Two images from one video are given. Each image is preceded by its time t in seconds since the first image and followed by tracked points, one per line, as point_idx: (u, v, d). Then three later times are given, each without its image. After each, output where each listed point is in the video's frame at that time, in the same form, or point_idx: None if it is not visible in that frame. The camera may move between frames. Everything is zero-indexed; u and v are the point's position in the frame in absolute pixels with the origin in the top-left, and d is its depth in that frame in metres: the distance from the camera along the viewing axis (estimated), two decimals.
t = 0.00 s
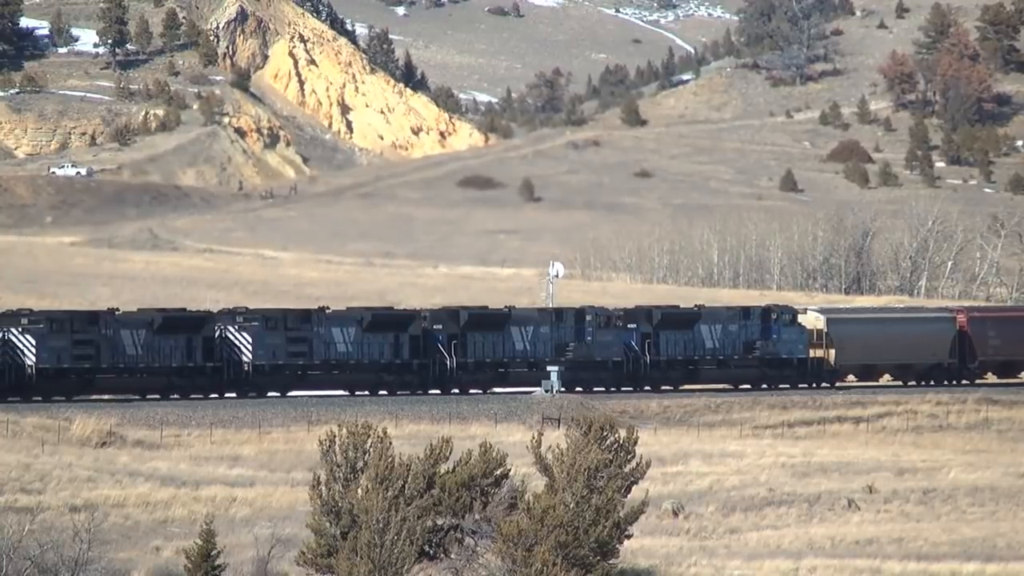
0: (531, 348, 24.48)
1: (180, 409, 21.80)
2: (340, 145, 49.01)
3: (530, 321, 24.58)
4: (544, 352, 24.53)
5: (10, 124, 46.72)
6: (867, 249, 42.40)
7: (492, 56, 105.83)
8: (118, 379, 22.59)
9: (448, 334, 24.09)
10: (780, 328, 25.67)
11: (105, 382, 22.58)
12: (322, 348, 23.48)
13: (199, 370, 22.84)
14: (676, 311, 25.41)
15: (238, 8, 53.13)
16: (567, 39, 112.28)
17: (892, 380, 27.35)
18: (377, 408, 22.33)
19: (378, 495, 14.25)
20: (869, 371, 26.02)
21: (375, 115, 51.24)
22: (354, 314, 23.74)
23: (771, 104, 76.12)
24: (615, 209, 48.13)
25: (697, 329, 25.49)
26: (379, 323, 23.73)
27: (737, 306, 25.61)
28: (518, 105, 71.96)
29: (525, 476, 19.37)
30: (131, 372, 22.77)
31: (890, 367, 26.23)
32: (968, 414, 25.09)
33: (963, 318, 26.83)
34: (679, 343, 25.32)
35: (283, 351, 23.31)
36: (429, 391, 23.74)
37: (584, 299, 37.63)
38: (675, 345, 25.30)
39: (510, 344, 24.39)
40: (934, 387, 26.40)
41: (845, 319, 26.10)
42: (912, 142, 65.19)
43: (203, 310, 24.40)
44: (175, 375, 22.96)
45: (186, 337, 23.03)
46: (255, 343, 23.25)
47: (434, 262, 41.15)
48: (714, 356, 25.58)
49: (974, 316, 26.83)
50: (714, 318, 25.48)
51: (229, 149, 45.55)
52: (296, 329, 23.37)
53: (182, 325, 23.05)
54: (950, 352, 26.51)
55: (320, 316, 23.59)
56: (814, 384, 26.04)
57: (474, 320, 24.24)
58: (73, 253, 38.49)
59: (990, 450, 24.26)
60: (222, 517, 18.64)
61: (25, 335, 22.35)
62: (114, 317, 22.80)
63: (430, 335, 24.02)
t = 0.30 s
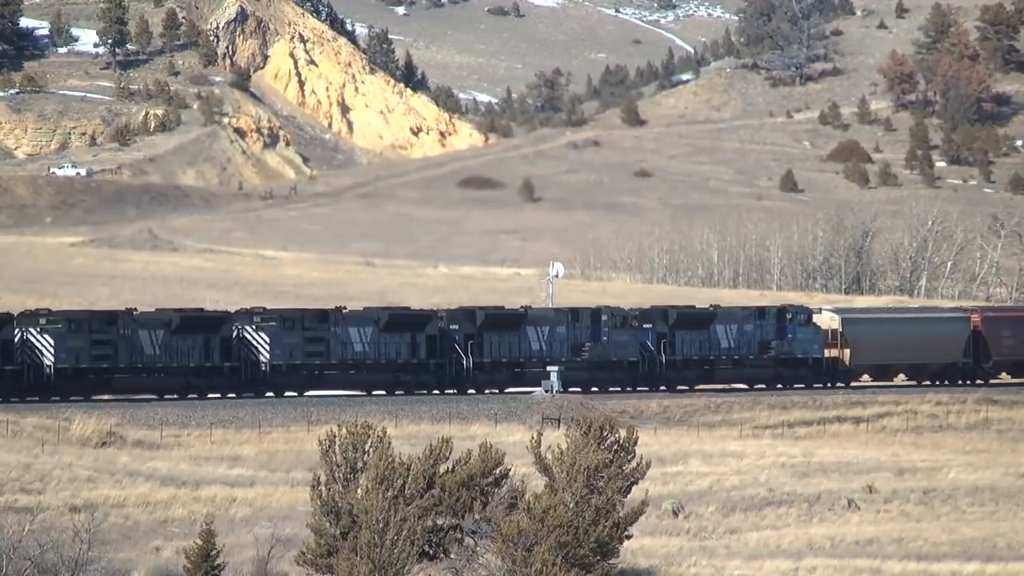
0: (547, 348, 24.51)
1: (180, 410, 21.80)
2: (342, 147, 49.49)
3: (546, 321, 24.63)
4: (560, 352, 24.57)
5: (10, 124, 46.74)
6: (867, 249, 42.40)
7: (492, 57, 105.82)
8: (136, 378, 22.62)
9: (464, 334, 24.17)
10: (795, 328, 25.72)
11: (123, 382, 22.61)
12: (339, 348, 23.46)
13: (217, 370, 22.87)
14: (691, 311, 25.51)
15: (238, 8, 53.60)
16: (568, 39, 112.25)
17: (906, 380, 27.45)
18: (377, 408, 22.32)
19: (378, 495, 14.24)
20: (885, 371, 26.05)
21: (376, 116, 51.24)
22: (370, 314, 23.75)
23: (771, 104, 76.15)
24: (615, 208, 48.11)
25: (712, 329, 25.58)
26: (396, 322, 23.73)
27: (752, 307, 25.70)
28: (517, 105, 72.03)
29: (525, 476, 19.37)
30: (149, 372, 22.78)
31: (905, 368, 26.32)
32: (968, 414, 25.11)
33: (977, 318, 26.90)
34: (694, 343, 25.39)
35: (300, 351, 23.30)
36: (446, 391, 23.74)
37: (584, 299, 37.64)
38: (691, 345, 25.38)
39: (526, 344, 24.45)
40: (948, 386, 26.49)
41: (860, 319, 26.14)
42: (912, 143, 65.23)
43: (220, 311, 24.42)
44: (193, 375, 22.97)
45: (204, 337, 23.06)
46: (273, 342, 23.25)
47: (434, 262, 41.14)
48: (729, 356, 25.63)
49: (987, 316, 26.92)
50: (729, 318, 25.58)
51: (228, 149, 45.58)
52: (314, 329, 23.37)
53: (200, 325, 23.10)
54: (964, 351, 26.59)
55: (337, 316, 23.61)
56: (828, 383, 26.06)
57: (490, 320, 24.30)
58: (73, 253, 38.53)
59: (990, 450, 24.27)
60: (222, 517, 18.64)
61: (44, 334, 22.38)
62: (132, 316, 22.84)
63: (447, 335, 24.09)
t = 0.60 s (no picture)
0: (563, 348, 24.65)
1: (181, 410, 21.79)
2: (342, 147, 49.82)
3: (561, 321, 24.78)
4: (576, 351, 24.71)
5: (10, 124, 46.75)
6: (867, 248, 42.39)
7: (491, 57, 105.82)
8: (153, 378, 22.71)
9: (480, 334, 24.28)
10: (810, 328, 25.88)
11: (140, 381, 22.72)
12: (356, 348, 23.62)
13: (234, 369, 22.92)
14: (707, 311, 25.66)
15: (239, 8, 53.49)
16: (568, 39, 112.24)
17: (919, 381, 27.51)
18: (377, 408, 22.33)
19: (378, 496, 14.24)
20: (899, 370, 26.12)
21: (375, 115, 52.41)
22: (387, 314, 23.88)
23: (771, 104, 76.13)
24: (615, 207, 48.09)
25: (727, 329, 25.73)
26: (412, 322, 23.87)
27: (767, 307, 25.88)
28: (517, 106, 72.05)
29: (524, 476, 19.35)
30: (166, 372, 22.88)
31: (920, 368, 26.33)
32: (968, 415, 25.11)
33: (992, 318, 26.93)
34: (710, 343, 25.55)
35: (318, 351, 23.43)
36: (462, 390, 23.88)
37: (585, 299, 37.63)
38: (706, 345, 25.53)
39: (542, 343, 24.59)
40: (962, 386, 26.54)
41: (875, 318, 26.20)
42: (912, 143, 65.22)
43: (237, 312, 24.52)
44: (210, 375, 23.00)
45: (222, 337, 23.13)
46: (290, 342, 23.38)
47: (434, 262, 41.11)
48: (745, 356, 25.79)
49: (1002, 316, 26.95)
50: (745, 318, 25.75)
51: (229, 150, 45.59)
52: (331, 329, 23.52)
53: (218, 325, 23.19)
54: (978, 351, 26.62)
55: (355, 316, 23.74)
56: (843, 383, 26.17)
57: (506, 320, 24.46)
58: (73, 253, 38.58)
59: (990, 450, 24.25)
60: (222, 517, 18.64)
61: (62, 334, 22.53)
62: (150, 316, 22.98)
63: (464, 335, 24.20)
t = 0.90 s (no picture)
0: (579, 347, 24.77)
1: (181, 410, 21.79)
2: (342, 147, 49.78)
3: (577, 320, 24.83)
4: (592, 351, 24.84)
5: (10, 124, 46.76)
6: (867, 248, 42.43)
7: (491, 57, 105.81)
8: (172, 378, 22.85)
9: (497, 333, 24.38)
10: (825, 328, 26.11)
11: (159, 380, 22.83)
12: (373, 347, 23.73)
13: (252, 369, 23.12)
14: (722, 311, 25.75)
15: (239, 8, 53.49)
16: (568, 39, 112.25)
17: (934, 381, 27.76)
18: (377, 408, 22.33)
19: (378, 496, 14.24)
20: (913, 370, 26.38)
21: (377, 116, 52.31)
22: (404, 313, 23.98)
23: (771, 104, 76.13)
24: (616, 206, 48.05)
25: (742, 329, 25.85)
26: (430, 322, 23.96)
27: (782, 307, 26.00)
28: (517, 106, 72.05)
29: (524, 476, 19.36)
30: (184, 371, 22.97)
31: (934, 367, 26.63)
32: (968, 414, 25.12)
33: (1006, 318, 27.17)
34: (725, 342, 25.66)
35: (335, 350, 23.56)
36: (479, 390, 24.05)
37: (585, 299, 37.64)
38: (721, 345, 25.65)
39: (558, 343, 24.69)
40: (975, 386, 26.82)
41: (890, 318, 26.48)
42: (912, 143, 65.20)
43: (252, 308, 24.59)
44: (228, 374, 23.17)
45: (239, 337, 23.22)
46: (307, 342, 23.49)
47: (434, 262, 41.11)
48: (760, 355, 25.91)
49: (1016, 316, 27.19)
50: (760, 318, 25.85)
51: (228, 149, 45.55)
52: (348, 329, 23.63)
53: (235, 324, 23.24)
54: (992, 350, 26.87)
55: (372, 316, 23.84)
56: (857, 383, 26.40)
57: (522, 320, 24.56)
58: (73, 253, 38.61)
59: (990, 449, 24.24)
60: (222, 517, 18.64)
61: (80, 334, 22.52)
62: (168, 316, 22.98)
63: (481, 334, 24.33)
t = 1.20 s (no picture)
0: (595, 347, 24.94)
1: (180, 409, 21.81)
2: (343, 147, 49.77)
3: (593, 320, 24.97)
4: (608, 351, 24.98)
5: (10, 124, 46.76)
6: (867, 249, 42.41)
7: (491, 56, 105.79)
8: (190, 377, 23.06)
9: (513, 333, 24.57)
10: (840, 327, 26.17)
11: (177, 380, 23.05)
12: (390, 347, 23.88)
13: (270, 369, 23.31)
14: (738, 311, 25.87)
15: (239, 8, 53.38)
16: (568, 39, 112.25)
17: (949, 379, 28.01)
18: (378, 408, 22.32)
19: (378, 496, 14.25)
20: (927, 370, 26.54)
21: (375, 113, 53.17)
22: (420, 313, 24.13)
23: (771, 104, 76.09)
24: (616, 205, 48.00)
25: (758, 328, 25.95)
26: (446, 322, 24.13)
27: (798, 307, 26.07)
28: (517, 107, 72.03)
29: (525, 476, 19.36)
30: (202, 371, 23.17)
31: (947, 366, 26.76)
32: (968, 414, 25.11)
33: (1021, 317, 27.19)
34: (740, 342, 25.77)
35: (352, 350, 23.72)
36: (495, 390, 24.24)
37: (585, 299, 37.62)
38: (737, 344, 25.76)
39: (574, 343, 24.84)
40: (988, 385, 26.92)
41: (904, 318, 26.62)
42: (912, 143, 65.18)
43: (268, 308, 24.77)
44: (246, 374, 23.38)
45: (257, 337, 23.42)
46: (325, 342, 23.67)
47: (435, 262, 41.10)
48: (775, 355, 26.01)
49: None
50: (775, 318, 25.97)
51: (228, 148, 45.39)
52: (365, 329, 23.80)
53: (253, 324, 23.45)
54: (1006, 350, 26.92)
55: (389, 316, 24.02)
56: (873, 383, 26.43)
57: (538, 320, 24.68)
58: (73, 254, 38.66)
59: (990, 449, 24.23)
60: (222, 517, 18.63)
61: (98, 334, 22.74)
62: (186, 316, 23.19)
63: (497, 334, 24.48)
